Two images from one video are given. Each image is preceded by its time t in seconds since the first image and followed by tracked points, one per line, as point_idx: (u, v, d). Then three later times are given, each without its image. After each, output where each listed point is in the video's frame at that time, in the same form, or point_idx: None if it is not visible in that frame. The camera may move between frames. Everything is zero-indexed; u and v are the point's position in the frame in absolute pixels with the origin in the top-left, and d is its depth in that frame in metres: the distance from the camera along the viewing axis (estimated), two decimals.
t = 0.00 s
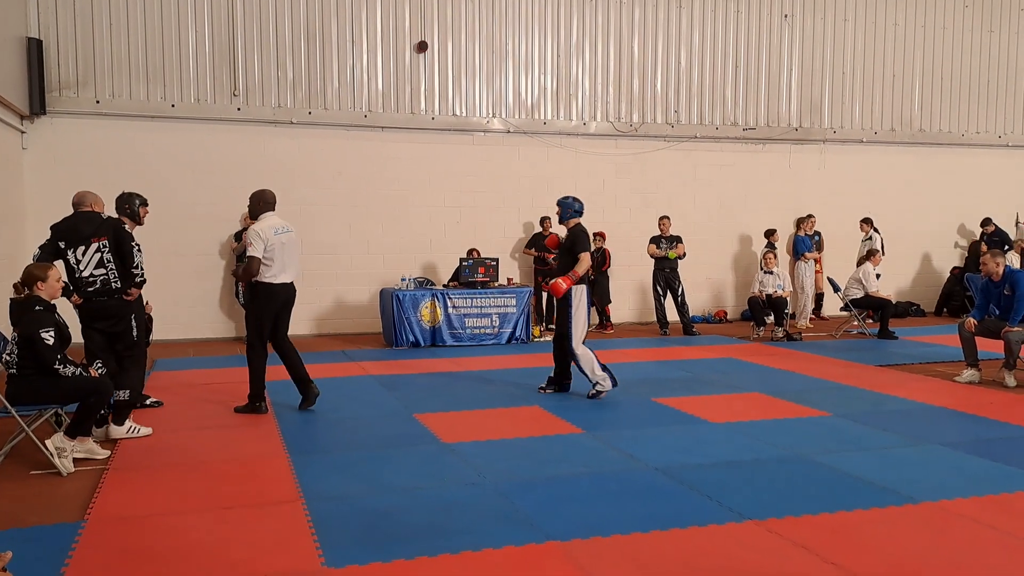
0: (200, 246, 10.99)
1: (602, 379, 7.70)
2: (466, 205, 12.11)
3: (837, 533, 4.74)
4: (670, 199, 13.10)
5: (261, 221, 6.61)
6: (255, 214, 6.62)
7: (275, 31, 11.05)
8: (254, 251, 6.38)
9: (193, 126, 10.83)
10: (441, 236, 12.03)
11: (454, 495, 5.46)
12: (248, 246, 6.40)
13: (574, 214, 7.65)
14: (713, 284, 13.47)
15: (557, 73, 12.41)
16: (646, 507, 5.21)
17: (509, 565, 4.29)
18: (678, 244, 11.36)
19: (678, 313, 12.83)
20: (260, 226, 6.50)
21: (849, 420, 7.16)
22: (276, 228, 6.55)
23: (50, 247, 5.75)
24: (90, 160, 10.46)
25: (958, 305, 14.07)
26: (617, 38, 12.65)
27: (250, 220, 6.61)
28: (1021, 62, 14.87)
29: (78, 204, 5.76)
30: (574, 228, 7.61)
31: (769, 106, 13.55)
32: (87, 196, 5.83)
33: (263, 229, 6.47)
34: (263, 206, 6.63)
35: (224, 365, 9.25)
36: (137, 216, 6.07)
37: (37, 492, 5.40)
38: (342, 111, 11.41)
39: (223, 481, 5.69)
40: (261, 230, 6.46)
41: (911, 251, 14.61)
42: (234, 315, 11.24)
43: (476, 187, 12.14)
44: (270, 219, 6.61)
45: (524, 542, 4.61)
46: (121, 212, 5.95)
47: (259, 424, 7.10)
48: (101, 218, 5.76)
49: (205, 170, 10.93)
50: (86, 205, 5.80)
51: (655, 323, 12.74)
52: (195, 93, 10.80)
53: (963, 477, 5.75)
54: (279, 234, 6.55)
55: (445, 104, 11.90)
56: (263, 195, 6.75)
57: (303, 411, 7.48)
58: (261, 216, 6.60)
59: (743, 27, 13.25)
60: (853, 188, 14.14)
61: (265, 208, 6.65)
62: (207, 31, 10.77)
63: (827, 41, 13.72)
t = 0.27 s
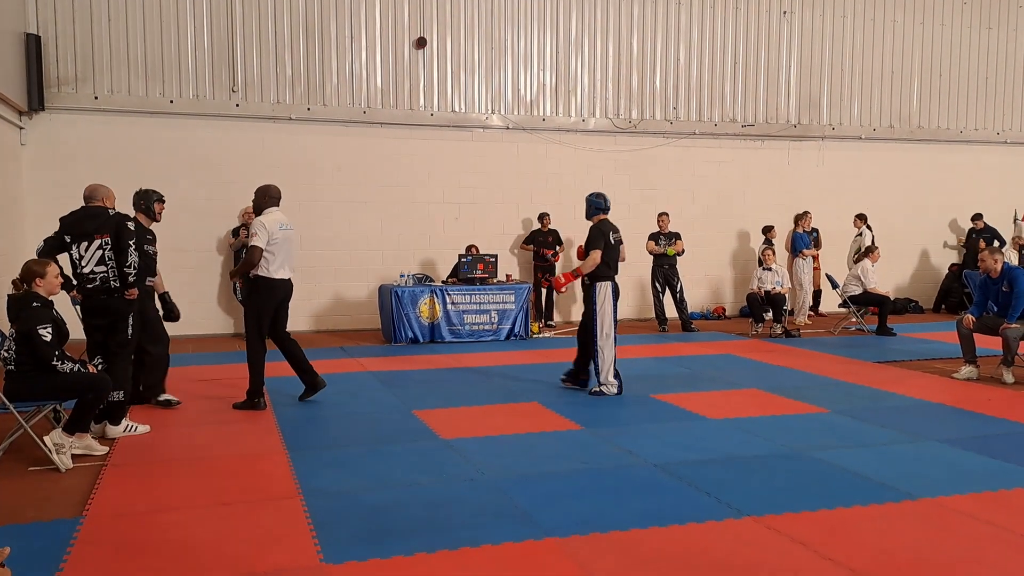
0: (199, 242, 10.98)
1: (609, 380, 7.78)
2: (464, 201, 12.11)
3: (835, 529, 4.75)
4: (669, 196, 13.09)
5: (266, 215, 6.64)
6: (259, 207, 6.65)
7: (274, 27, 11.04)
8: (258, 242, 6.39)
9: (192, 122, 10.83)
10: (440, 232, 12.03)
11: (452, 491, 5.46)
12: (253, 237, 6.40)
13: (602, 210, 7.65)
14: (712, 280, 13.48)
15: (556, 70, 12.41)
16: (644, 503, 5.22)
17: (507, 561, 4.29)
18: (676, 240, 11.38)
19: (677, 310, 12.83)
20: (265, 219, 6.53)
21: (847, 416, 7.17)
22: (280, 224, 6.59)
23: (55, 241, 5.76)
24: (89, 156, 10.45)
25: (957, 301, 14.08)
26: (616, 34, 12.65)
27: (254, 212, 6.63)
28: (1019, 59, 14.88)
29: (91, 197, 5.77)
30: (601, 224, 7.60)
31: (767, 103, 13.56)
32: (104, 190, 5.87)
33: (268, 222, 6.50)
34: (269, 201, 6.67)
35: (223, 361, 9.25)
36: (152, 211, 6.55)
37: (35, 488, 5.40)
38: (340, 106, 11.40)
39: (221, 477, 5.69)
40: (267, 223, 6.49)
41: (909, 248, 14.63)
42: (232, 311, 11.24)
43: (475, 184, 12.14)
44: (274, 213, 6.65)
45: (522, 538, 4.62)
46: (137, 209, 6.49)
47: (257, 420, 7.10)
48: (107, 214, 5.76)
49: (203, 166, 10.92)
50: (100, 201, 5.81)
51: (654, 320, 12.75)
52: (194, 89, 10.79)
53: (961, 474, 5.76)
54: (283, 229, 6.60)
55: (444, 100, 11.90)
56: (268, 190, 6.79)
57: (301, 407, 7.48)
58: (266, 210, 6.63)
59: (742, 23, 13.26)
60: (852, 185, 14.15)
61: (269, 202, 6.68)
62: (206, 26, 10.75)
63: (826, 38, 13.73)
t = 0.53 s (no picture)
0: (198, 238, 10.97)
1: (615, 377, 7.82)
2: (465, 197, 12.11)
3: (834, 525, 4.76)
4: (669, 192, 13.09)
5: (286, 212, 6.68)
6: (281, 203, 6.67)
7: (274, 22, 11.02)
8: (287, 241, 6.43)
9: (192, 117, 10.81)
10: (441, 228, 12.03)
11: (453, 487, 5.47)
12: (280, 234, 6.44)
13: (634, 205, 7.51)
14: (713, 277, 13.49)
15: (557, 66, 12.40)
16: (644, 498, 5.23)
17: (507, 556, 4.30)
18: (677, 237, 11.40)
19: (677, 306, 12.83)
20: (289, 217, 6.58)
21: (847, 412, 7.17)
22: (302, 223, 6.67)
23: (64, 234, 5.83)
24: (88, 151, 10.44)
25: (957, 298, 14.12)
26: (617, 30, 12.64)
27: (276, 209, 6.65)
28: (1020, 55, 14.89)
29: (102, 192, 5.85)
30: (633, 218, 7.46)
31: (768, 100, 13.56)
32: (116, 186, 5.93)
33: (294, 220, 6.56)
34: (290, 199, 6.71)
35: (223, 357, 9.25)
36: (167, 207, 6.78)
37: (35, 483, 5.40)
38: (341, 102, 11.39)
39: (222, 473, 5.69)
40: (292, 221, 6.55)
41: (909, 244, 14.64)
42: (232, 307, 11.24)
43: (476, 180, 12.14)
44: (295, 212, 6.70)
45: (522, 534, 4.62)
46: (153, 206, 6.66)
47: (257, 416, 7.10)
48: (114, 211, 5.79)
49: (203, 161, 10.91)
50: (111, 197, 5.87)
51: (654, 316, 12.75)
52: (194, 84, 10.77)
53: (960, 470, 5.77)
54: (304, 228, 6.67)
55: (445, 96, 11.89)
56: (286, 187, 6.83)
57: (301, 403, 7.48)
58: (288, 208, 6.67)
59: (743, 20, 13.25)
60: (852, 182, 14.16)
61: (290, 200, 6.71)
62: (206, 22, 10.74)
63: (826, 35, 13.73)
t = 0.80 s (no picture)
0: (194, 233, 10.92)
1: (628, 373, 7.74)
2: (462, 193, 12.10)
3: (832, 523, 4.76)
4: (666, 189, 13.11)
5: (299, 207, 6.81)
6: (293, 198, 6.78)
7: (272, 16, 10.99)
8: (313, 234, 6.63)
9: (188, 112, 10.77)
10: (437, 224, 12.02)
11: (450, 483, 5.46)
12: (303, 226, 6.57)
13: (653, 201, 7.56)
14: (709, 274, 13.52)
15: (555, 62, 12.41)
16: (641, 496, 5.22)
17: (505, 553, 4.29)
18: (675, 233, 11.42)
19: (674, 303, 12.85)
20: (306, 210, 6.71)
21: (844, 409, 7.19)
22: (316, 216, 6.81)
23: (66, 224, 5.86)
24: (84, 146, 10.40)
25: (951, 296, 14.32)
26: (615, 27, 12.65)
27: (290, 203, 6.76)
28: (1015, 54, 14.96)
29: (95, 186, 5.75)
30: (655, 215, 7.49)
31: (764, 97, 13.59)
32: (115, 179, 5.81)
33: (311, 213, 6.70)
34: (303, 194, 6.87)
35: (219, 353, 9.22)
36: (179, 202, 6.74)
37: (29, 480, 5.36)
38: (338, 97, 11.36)
39: (216, 470, 5.66)
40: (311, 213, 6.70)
41: (904, 242, 14.72)
42: (228, 303, 11.21)
43: (473, 176, 12.13)
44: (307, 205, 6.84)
45: (519, 531, 4.61)
46: (165, 199, 6.59)
47: (254, 412, 7.06)
48: (102, 205, 5.66)
49: (199, 157, 10.87)
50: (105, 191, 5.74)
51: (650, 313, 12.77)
52: (191, 79, 10.73)
53: (956, 467, 5.78)
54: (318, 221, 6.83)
55: (442, 92, 11.87)
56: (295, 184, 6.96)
57: (297, 399, 7.45)
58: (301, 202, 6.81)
59: (741, 17, 13.28)
60: (848, 180, 14.22)
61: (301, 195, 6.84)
62: (203, 16, 10.70)
63: (823, 32, 13.77)
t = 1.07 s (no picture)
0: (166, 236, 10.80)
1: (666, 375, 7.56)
2: (438, 195, 12.10)
3: (804, 523, 4.81)
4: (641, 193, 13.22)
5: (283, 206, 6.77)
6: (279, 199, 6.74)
7: (247, 15, 10.90)
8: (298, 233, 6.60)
9: (160, 112, 10.65)
10: (413, 226, 11.99)
11: (424, 486, 5.43)
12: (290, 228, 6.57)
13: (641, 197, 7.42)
14: (684, 276, 13.65)
15: (531, 64, 12.44)
16: (615, 497, 5.23)
17: (478, 556, 4.27)
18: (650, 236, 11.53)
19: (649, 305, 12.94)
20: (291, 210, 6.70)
21: (815, 410, 7.28)
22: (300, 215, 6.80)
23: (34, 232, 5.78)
24: (53, 147, 10.25)
25: (919, 299, 14.37)
26: (590, 30, 12.72)
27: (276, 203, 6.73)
28: (980, 62, 15.28)
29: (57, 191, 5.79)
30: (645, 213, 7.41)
31: (738, 102, 13.75)
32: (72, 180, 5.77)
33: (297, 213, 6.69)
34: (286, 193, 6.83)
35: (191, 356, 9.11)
36: (169, 203, 6.77)
37: None
38: (313, 98, 11.29)
39: (187, 473, 5.57)
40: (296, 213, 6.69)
41: (873, 246, 14.97)
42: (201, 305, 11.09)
43: (449, 178, 12.13)
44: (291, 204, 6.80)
45: (493, 533, 4.59)
46: (154, 201, 6.66)
47: (226, 415, 6.98)
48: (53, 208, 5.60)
49: (172, 158, 10.76)
50: (61, 193, 5.73)
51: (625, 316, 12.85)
52: (163, 79, 10.61)
53: (924, 468, 5.87)
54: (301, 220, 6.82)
55: (418, 93, 11.86)
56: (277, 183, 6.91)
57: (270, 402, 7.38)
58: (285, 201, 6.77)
59: (714, 22, 13.42)
60: (818, 185, 14.43)
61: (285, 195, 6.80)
62: (176, 14, 10.59)
63: (794, 39, 13.97)
